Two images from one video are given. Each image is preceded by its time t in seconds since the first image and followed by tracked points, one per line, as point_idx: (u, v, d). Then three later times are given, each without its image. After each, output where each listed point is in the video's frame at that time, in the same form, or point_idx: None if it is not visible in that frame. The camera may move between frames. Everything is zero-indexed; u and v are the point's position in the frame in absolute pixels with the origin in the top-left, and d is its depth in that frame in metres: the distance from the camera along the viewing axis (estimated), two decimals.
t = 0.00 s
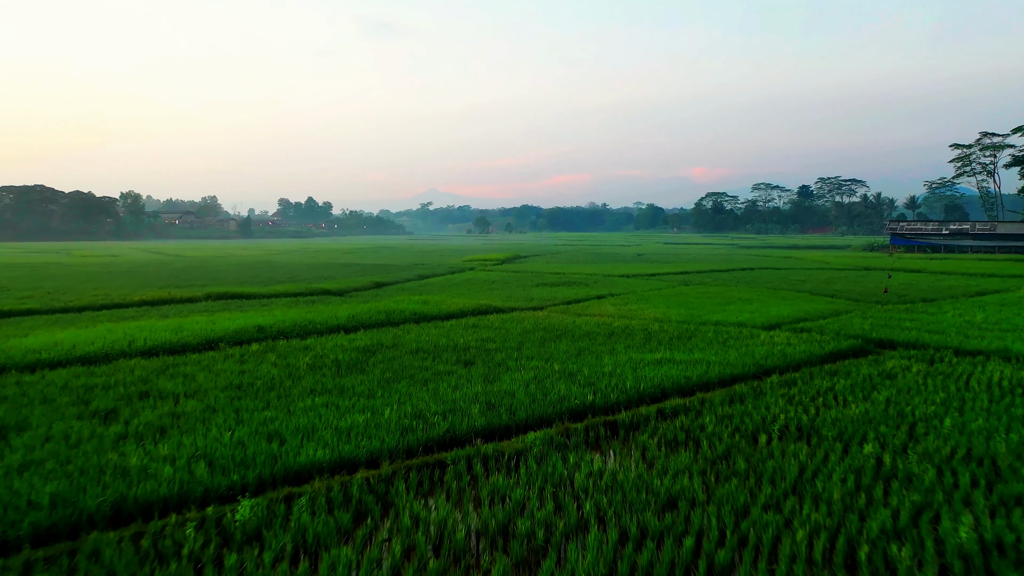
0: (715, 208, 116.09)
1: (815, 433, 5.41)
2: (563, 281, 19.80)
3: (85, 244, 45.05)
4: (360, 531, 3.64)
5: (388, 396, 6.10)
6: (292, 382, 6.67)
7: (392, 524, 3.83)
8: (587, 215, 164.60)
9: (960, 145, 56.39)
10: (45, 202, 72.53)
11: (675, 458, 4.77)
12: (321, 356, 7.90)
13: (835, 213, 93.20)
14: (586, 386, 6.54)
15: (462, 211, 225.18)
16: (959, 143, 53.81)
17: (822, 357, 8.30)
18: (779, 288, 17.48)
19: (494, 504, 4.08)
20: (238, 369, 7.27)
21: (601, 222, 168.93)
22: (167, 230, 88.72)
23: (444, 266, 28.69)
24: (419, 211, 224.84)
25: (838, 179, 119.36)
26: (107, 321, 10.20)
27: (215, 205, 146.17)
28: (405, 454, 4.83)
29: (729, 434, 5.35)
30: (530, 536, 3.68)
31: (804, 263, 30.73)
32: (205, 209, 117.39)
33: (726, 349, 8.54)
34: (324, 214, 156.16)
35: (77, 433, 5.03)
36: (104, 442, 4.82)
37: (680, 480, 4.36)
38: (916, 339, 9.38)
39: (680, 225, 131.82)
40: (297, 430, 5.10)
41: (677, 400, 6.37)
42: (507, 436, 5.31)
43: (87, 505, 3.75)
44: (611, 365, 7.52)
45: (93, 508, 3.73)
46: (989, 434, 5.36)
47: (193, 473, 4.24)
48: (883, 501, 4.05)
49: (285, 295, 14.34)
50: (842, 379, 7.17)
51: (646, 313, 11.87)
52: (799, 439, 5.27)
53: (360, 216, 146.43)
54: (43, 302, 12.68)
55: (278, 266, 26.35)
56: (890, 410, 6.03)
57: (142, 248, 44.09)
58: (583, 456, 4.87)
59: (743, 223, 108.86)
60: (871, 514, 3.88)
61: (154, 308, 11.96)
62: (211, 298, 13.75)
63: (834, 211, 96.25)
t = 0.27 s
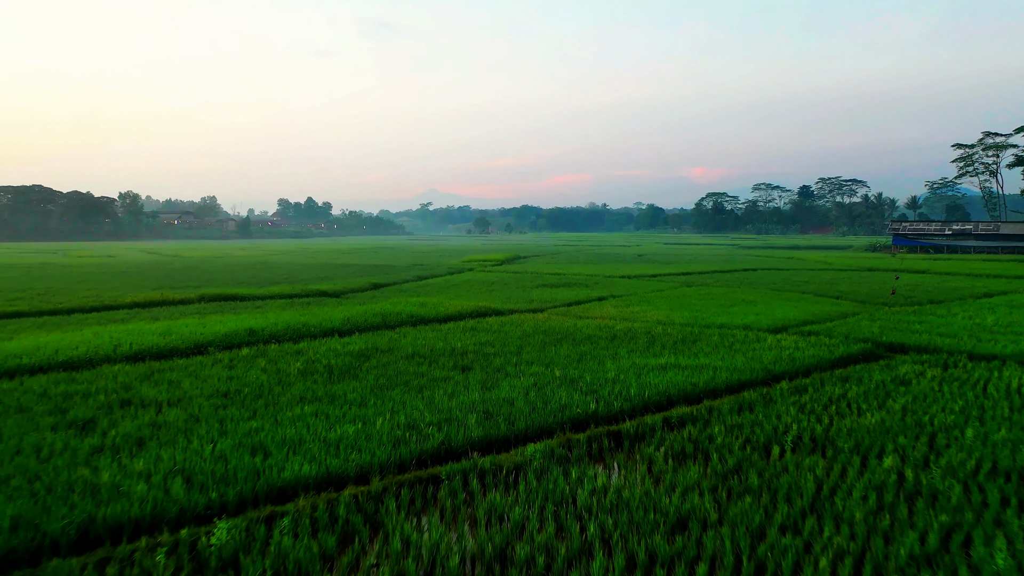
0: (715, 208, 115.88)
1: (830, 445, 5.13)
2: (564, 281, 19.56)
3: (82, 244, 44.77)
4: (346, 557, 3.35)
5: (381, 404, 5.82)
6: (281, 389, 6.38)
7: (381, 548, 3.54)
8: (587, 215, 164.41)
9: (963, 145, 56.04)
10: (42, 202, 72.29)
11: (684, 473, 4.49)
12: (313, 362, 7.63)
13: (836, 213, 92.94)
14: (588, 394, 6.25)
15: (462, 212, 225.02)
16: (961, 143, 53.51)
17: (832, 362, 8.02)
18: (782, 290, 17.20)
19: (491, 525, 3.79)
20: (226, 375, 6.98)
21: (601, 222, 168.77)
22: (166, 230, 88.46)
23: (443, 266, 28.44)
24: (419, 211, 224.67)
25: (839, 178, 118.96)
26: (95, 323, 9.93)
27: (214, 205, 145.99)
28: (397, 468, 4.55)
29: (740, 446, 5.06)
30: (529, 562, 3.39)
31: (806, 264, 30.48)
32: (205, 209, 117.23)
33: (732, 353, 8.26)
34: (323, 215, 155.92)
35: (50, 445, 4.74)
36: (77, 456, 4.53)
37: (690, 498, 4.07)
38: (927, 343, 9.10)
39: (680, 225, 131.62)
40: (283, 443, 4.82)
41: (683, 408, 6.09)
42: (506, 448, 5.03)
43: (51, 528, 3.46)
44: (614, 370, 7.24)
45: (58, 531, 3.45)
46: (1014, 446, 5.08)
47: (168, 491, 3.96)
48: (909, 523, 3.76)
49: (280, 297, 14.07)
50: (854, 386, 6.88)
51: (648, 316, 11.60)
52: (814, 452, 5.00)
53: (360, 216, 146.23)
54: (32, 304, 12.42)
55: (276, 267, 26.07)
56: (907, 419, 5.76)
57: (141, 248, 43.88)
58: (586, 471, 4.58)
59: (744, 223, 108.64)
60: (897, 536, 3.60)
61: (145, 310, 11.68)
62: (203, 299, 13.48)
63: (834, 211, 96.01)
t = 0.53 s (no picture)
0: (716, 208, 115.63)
1: (846, 458, 4.85)
2: (564, 282, 19.30)
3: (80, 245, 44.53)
4: None
5: (373, 414, 5.54)
6: (270, 397, 6.11)
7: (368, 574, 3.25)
8: (587, 215, 164.13)
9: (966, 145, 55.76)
10: (41, 202, 72.05)
11: (694, 490, 4.21)
12: (305, 367, 7.36)
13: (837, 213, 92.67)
14: (590, 402, 5.98)
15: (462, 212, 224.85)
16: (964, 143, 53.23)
17: (843, 368, 7.74)
18: (787, 291, 16.91)
19: (488, 549, 3.50)
20: (214, 381, 6.71)
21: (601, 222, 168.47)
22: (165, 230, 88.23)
23: (442, 266, 28.18)
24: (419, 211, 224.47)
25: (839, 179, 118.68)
26: (83, 326, 9.66)
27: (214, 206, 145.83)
28: (388, 484, 4.27)
29: (752, 459, 4.79)
30: None
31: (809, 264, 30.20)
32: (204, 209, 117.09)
33: (739, 358, 7.98)
34: (323, 215, 155.64)
35: (21, 459, 4.47)
36: (48, 471, 4.25)
37: (702, 519, 3.80)
38: (939, 347, 8.82)
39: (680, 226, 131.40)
40: (268, 456, 4.54)
41: (691, 417, 5.81)
42: (504, 461, 4.75)
43: (9, 553, 3.18)
44: (617, 376, 6.97)
45: (16, 556, 3.17)
46: None
47: (141, 511, 3.68)
48: (939, 546, 3.49)
49: (275, 299, 13.80)
50: (868, 393, 6.61)
51: (651, 318, 11.33)
52: (830, 465, 4.72)
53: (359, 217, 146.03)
54: (22, 306, 12.16)
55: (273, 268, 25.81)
56: (925, 429, 5.48)
57: (139, 248, 43.75)
58: (590, 486, 4.31)
59: (744, 224, 108.40)
60: (928, 562, 3.32)
61: (136, 312, 11.43)
62: (197, 301, 13.21)
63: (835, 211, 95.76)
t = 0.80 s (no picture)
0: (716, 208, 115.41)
1: (865, 471, 4.58)
2: (565, 283, 19.06)
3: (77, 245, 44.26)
4: None
5: (365, 423, 5.28)
6: (258, 404, 5.85)
7: None
8: (587, 215, 164.03)
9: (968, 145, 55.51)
10: (39, 202, 71.84)
11: (704, 508, 3.95)
12: (296, 373, 7.09)
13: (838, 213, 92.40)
14: (593, 410, 5.71)
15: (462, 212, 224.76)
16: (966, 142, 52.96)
17: (853, 373, 7.47)
18: (791, 292, 16.65)
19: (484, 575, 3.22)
20: (201, 387, 6.45)
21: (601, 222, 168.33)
22: (164, 231, 88.01)
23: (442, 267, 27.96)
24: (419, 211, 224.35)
25: (840, 179, 118.51)
26: (71, 329, 9.42)
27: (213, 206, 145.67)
28: (378, 501, 4.01)
29: (764, 473, 4.52)
30: None
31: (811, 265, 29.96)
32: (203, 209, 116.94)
33: (746, 363, 7.72)
34: (323, 215, 155.37)
35: None
36: (15, 486, 3.99)
37: (714, 540, 3.53)
38: (951, 350, 8.55)
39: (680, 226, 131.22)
40: (251, 470, 4.28)
41: (698, 427, 5.55)
42: (502, 476, 4.49)
43: None
44: (620, 382, 6.70)
45: None
46: None
47: (110, 532, 3.42)
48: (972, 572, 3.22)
49: (270, 300, 13.54)
50: (881, 401, 6.34)
51: (654, 321, 11.06)
52: (847, 480, 4.46)
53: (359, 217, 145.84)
54: (11, 308, 11.93)
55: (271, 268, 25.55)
56: (945, 439, 5.22)
57: (137, 249, 43.64)
58: (593, 503, 4.04)
59: (745, 224, 108.20)
60: None
61: (127, 314, 11.18)
62: (190, 303, 12.94)
63: (836, 212, 95.55)
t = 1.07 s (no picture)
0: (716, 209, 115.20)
1: (884, 486, 4.32)
2: (565, 284, 18.81)
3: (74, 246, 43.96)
4: None
5: (356, 433, 5.02)
6: (245, 413, 5.59)
7: None
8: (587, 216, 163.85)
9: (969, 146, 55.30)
10: (37, 202, 71.60)
11: (716, 527, 3.69)
12: (287, 379, 6.82)
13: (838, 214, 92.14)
14: (595, 418, 5.46)
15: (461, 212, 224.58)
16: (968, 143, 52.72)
17: (864, 379, 7.21)
18: (795, 294, 16.39)
19: None
20: (187, 394, 6.20)
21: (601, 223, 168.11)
22: (163, 231, 87.76)
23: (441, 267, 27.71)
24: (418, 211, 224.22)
25: (840, 179, 118.30)
26: (57, 332, 9.16)
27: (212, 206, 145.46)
28: (367, 520, 3.75)
29: (778, 488, 4.26)
30: None
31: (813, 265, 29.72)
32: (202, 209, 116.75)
33: (753, 368, 7.46)
34: (322, 215, 155.08)
35: None
36: None
37: (727, 564, 3.27)
38: (964, 354, 8.29)
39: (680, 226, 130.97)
40: (232, 486, 4.01)
41: (705, 436, 5.29)
42: (500, 491, 4.22)
43: None
44: (623, 388, 6.45)
45: None
46: None
47: (74, 557, 3.15)
48: None
49: (264, 302, 13.27)
50: (896, 409, 6.09)
51: (657, 323, 10.79)
52: (866, 495, 4.19)
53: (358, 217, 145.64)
54: None
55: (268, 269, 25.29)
56: (966, 449, 4.96)
57: (135, 249, 43.45)
58: (597, 521, 3.78)
59: (745, 224, 107.98)
60: None
61: (117, 316, 10.92)
62: (182, 305, 12.67)
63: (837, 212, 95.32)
